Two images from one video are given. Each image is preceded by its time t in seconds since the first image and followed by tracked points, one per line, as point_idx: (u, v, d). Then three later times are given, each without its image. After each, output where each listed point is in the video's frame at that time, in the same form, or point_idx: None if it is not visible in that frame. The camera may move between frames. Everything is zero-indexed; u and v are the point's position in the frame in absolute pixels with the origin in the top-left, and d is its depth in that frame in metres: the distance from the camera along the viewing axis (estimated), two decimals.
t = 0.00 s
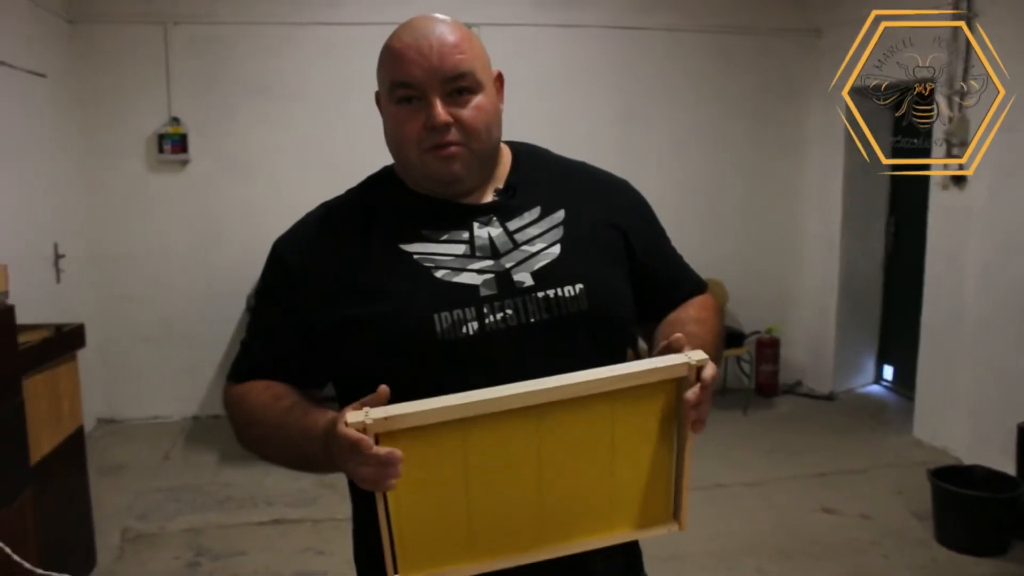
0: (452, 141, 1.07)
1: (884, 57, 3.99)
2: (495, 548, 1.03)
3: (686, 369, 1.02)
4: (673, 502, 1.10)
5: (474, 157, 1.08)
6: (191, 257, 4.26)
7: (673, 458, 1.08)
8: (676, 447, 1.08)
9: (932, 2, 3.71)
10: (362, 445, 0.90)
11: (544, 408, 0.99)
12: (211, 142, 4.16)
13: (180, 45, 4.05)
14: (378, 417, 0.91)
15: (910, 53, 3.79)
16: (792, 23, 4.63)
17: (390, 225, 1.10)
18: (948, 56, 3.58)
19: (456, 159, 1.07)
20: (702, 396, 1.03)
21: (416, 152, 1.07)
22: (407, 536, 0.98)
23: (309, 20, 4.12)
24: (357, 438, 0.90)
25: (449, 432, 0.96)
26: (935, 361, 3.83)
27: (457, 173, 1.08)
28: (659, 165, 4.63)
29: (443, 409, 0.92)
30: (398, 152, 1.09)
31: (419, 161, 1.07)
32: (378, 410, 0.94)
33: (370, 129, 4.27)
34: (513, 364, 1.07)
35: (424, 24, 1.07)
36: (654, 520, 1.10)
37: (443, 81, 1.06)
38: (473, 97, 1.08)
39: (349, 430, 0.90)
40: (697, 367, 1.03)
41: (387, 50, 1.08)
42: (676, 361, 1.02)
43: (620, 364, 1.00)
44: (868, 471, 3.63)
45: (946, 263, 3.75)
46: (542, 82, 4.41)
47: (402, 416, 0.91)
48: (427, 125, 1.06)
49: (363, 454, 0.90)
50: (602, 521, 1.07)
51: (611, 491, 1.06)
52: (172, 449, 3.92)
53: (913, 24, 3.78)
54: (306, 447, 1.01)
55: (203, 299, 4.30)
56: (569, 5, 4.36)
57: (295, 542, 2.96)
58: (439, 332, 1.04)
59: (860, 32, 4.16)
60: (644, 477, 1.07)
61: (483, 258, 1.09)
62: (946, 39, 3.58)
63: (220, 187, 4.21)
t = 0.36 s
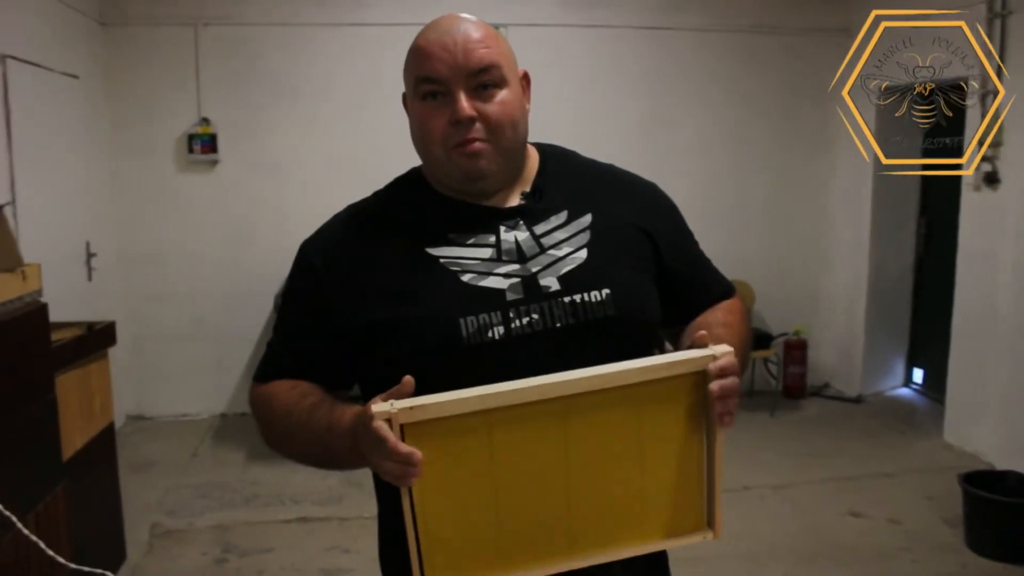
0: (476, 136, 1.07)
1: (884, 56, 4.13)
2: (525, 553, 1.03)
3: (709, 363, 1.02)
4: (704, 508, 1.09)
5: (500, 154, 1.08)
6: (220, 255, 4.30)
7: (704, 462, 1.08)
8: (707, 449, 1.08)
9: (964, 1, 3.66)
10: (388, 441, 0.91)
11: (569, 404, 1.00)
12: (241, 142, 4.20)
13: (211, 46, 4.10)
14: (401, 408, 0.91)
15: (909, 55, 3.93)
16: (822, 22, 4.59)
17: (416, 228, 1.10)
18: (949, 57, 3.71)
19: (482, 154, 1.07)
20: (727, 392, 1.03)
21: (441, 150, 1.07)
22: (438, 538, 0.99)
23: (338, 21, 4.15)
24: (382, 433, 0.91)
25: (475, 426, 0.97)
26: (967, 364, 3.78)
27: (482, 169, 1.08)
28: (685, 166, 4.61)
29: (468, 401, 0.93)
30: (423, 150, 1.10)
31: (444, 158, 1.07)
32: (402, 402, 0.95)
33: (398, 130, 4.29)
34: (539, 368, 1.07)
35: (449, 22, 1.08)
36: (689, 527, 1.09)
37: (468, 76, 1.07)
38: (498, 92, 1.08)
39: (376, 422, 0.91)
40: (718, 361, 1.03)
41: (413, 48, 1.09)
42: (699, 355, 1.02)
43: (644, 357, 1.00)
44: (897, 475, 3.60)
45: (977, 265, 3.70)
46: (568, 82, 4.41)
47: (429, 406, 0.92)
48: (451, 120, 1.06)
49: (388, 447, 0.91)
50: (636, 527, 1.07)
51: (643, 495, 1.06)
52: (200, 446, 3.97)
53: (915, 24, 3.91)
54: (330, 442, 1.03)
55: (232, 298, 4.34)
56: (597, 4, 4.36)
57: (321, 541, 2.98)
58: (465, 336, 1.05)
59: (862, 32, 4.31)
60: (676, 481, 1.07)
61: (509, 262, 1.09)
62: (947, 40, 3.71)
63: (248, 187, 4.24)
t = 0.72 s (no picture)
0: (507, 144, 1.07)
1: (885, 56, 4.34)
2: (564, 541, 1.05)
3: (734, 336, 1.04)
4: (746, 499, 1.10)
5: (530, 160, 1.09)
6: (245, 253, 4.33)
7: (742, 448, 1.09)
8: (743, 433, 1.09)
9: None
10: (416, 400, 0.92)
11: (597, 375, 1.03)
12: (266, 141, 4.23)
13: (236, 45, 4.12)
14: (424, 370, 0.94)
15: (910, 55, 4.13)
16: (848, 20, 4.55)
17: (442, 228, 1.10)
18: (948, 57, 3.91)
19: (512, 162, 1.07)
20: (756, 367, 1.04)
21: (471, 157, 1.07)
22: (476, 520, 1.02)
23: (362, 20, 4.16)
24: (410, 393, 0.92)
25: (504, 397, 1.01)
26: (995, 366, 3.74)
27: (512, 175, 1.08)
28: (710, 165, 4.59)
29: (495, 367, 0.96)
30: (452, 155, 1.10)
31: (474, 165, 1.08)
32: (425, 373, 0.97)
33: (422, 129, 4.30)
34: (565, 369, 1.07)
35: (481, 26, 1.07)
36: (731, 517, 1.10)
37: (499, 86, 1.06)
38: (529, 101, 1.08)
39: (400, 382, 0.93)
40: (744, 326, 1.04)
41: (443, 52, 1.08)
42: (723, 326, 1.04)
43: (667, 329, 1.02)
44: (923, 477, 3.56)
45: (1006, 265, 3.65)
46: (592, 83, 4.40)
47: (454, 372, 0.95)
48: (482, 129, 1.06)
49: (412, 409, 0.93)
50: (675, 514, 1.08)
51: (680, 480, 1.08)
52: (224, 442, 4.00)
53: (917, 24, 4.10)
54: (356, 425, 1.03)
55: (256, 296, 4.37)
56: (621, 3, 4.34)
57: (345, 537, 3.00)
58: (492, 337, 1.05)
59: (860, 33, 4.48)
60: (713, 466, 1.09)
61: (535, 263, 1.09)
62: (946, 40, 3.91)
63: (273, 186, 4.27)
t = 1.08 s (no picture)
0: (540, 150, 1.06)
1: (885, 56, 4.42)
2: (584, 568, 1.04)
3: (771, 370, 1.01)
4: (765, 523, 1.09)
5: (562, 165, 1.08)
6: (269, 251, 4.35)
7: (767, 474, 1.08)
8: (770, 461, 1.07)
9: None
10: (454, 441, 0.91)
11: (628, 411, 1.00)
12: (290, 139, 4.24)
13: (262, 43, 4.14)
14: (460, 409, 0.92)
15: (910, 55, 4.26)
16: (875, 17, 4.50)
17: (473, 230, 1.10)
18: (949, 56, 4.05)
19: (545, 168, 1.07)
20: (789, 397, 1.02)
21: (502, 162, 1.07)
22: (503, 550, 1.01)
23: (387, 18, 4.16)
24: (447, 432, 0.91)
25: (533, 433, 0.98)
26: None
27: (545, 182, 1.08)
28: (734, 165, 4.56)
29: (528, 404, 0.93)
30: (483, 159, 1.09)
31: (504, 169, 1.07)
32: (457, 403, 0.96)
33: (445, 126, 4.29)
34: (596, 373, 1.06)
35: (512, 30, 1.06)
36: (752, 542, 1.09)
37: (531, 91, 1.05)
38: (561, 106, 1.07)
39: (437, 422, 0.91)
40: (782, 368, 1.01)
41: (474, 55, 1.07)
42: (760, 362, 1.01)
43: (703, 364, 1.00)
44: (950, 481, 3.52)
45: None
46: (615, 82, 4.38)
47: (487, 410, 0.93)
48: (515, 135, 1.05)
49: (448, 451, 0.92)
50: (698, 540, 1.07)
51: (705, 507, 1.07)
52: (248, 438, 4.02)
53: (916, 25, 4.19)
54: (387, 442, 1.02)
55: (280, 293, 4.39)
56: (646, 1, 4.32)
57: (368, 535, 3.01)
58: (521, 340, 1.04)
59: (860, 32, 4.48)
60: (739, 492, 1.07)
61: (566, 265, 1.08)
62: (946, 39, 4.06)
63: (296, 184, 4.28)
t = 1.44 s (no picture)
0: (564, 155, 1.05)
1: (885, 56, 4.39)
2: None
3: (802, 383, 1.00)
4: (792, 537, 1.08)
5: (587, 169, 1.07)
6: (286, 251, 4.35)
7: (794, 487, 1.07)
8: (798, 473, 1.07)
9: None
10: (480, 455, 0.90)
11: (658, 423, 0.99)
12: (307, 140, 4.25)
13: (279, 43, 4.14)
14: (487, 422, 0.91)
15: (910, 54, 4.30)
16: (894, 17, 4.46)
17: (497, 234, 1.09)
18: (950, 56, 4.11)
19: (569, 173, 1.06)
20: (820, 411, 1.01)
21: (526, 167, 1.06)
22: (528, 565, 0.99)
23: (403, 19, 4.16)
24: (473, 445, 0.90)
25: (565, 444, 0.97)
26: None
27: (570, 187, 1.07)
28: (751, 166, 4.54)
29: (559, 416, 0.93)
30: (506, 164, 1.08)
31: (528, 175, 1.06)
32: (484, 415, 0.94)
33: (461, 127, 4.29)
34: (623, 379, 1.05)
35: (534, 32, 1.05)
36: (778, 555, 1.08)
37: (555, 95, 1.04)
38: (585, 110, 1.06)
39: (464, 435, 0.90)
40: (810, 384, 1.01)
41: (496, 58, 1.06)
42: (790, 375, 1.01)
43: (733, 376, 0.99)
44: (970, 485, 3.48)
45: None
46: (631, 85, 4.37)
47: (515, 421, 0.92)
48: (539, 140, 1.04)
49: (474, 464, 0.91)
50: (725, 553, 1.06)
51: (731, 521, 1.06)
52: (264, 439, 4.03)
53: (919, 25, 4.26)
54: (411, 450, 1.02)
55: (296, 294, 4.39)
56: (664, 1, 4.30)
57: (383, 536, 3.00)
58: (547, 345, 1.03)
59: (860, 32, 4.43)
60: (765, 505, 1.07)
61: (592, 270, 1.08)
62: (947, 40, 4.13)
63: (312, 184, 4.29)
